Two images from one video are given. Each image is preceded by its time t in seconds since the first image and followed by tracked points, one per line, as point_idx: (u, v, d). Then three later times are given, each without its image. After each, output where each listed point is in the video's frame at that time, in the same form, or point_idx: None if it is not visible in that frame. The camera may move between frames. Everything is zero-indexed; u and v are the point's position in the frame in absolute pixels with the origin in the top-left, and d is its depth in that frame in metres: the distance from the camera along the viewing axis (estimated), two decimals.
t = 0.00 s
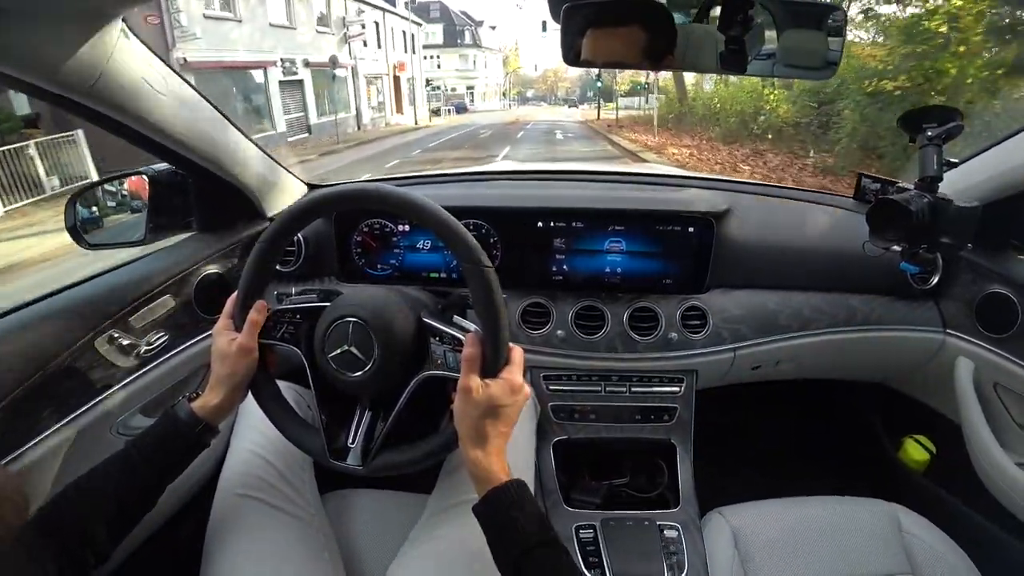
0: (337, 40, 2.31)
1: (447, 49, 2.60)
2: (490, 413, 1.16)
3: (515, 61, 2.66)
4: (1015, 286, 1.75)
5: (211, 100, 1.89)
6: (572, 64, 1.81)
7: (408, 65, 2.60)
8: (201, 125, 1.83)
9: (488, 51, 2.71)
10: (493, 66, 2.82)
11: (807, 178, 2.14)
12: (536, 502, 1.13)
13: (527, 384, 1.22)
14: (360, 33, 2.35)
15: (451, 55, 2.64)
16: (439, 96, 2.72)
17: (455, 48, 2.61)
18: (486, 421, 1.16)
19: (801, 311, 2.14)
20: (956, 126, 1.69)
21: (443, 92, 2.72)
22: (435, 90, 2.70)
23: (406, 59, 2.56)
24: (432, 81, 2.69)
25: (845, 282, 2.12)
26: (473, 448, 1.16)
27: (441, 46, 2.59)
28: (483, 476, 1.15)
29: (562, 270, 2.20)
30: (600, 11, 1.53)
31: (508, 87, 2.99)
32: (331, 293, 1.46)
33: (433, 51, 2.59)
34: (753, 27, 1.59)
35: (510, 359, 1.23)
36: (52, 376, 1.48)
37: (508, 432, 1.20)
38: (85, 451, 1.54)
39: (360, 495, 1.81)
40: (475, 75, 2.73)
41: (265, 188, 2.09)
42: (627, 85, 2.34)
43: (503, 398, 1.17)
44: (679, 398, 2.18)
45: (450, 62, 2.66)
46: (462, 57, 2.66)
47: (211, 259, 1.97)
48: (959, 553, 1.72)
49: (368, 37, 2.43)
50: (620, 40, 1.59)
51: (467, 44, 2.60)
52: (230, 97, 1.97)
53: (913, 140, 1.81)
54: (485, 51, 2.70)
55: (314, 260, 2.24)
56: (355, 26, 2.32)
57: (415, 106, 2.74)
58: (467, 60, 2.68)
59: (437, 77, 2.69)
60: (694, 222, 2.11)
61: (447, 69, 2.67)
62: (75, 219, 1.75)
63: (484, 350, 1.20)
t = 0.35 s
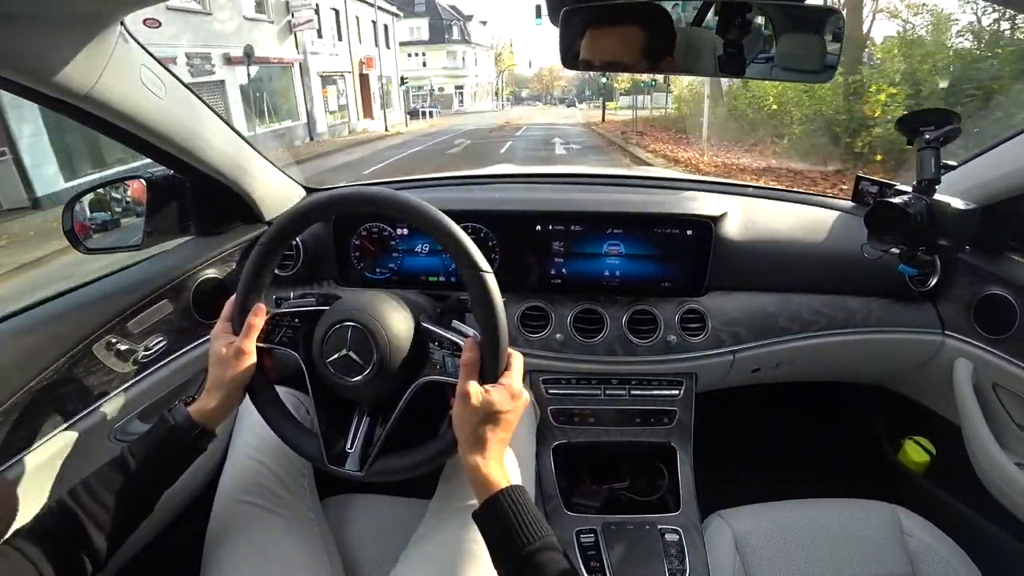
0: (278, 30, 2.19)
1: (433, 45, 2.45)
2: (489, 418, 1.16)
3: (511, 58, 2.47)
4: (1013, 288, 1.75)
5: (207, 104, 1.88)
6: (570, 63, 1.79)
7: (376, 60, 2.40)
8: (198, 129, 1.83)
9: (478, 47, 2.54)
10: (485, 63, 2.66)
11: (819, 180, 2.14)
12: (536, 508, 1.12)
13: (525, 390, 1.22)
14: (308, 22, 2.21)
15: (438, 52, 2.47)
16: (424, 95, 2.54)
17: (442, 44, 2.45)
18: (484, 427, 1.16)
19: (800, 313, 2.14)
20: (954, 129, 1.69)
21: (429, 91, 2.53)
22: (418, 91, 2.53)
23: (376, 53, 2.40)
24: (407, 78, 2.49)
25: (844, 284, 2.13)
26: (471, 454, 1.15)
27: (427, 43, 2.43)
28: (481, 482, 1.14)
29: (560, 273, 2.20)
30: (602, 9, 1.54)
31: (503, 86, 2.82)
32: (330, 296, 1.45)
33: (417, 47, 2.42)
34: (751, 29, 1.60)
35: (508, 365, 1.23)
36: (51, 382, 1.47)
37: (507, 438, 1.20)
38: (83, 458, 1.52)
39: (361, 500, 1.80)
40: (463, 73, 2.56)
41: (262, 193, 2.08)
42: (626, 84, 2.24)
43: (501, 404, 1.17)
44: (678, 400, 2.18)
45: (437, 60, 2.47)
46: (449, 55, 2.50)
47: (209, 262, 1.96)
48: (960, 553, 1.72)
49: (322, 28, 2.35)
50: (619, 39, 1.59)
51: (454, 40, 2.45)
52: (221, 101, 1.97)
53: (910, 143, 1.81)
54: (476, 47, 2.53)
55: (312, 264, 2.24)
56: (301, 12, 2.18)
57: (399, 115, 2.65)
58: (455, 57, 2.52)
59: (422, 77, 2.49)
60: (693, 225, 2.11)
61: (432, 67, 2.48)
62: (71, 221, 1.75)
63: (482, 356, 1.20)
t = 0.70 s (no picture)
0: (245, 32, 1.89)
1: (420, 42, 2.28)
2: (488, 418, 1.16)
3: (503, 61, 2.41)
4: (1013, 287, 1.75)
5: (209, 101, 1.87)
6: (570, 64, 1.78)
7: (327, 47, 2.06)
8: (199, 127, 1.83)
9: (471, 45, 2.35)
10: (478, 61, 2.44)
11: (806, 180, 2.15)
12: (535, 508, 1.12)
13: (525, 391, 1.21)
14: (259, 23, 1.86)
15: (424, 51, 2.30)
16: (407, 98, 2.40)
17: (429, 41, 2.26)
18: (483, 427, 1.16)
19: (800, 312, 2.14)
20: (955, 129, 1.69)
21: (416, 93, 2.41)
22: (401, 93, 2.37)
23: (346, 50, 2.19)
24: (376, 77, 2.24)
25: (844, 283, 2.12)
26: (470, 454, 1.15)
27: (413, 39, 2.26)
28: (480, 482, 1.14)
29: (561, 272, 2.20)
30: (602, 9, 1.55)
31: (496, 86, 2.58)
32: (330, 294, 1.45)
33: (401, 44, 2.25)
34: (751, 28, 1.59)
35: (508, 365, 1.23)
36: (50, 380, 1.48)
37: (506, 438, 1.20)
38: (81, 456, 1.52)
39: (360, 498, 1.80)
40: (455, 72, 2.39)
41: (263, 191, 2.08)
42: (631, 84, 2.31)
43: (500, 404, 1.16)
44: (678, 399, 2.18)
45: (425, 58, 2.31)
46: (438, 52, 2.32)
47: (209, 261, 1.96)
48: (959, 552, 1.72)
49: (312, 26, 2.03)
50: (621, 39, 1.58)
51: (444, 35, 2.25)
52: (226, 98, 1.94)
53: (911, 142, 1.81)
54: (466, 45, 2.35)
55: (312, 262, 2.24)
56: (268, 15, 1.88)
57: (369, 119, 2.33)
58: (443, 55, 2.34)
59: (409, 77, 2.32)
60: (693, 224, 2.10)
61: (419, 67, 2.32)
62: (72, 219, 1.79)
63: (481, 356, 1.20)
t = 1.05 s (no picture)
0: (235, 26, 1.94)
1: (403, 38, 2.26)
2: (489, 417, 1.16)
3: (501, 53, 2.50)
4: (1013, 287, 1.76)
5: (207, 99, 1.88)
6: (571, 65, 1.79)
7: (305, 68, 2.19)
8: (200, 126, 1.83)
9: (459, 41, 2.46)
10: (472, 60, 2.63)
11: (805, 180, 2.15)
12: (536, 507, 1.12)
13: (526, 390, 1.22)
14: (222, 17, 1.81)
15: (409, 47, 2.29)
16: (391, 97, 2.32)
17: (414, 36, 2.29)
18: (484, 426, 1.16)
19: (800, 312, 2.14)
20: (957, 128, 1.68)
21: (400, 93, 2.33)
22: (386, 94, 2.30)
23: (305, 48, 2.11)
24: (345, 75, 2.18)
25: (844, 283, 2.12)
26: (471, 452, 1.16)
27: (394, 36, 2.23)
28: (481, 481, 1.14)
29: (561, 272, 2.20)
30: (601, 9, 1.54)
31: (489, 87, 2.80)
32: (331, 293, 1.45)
33: (383, 41, 2.21)
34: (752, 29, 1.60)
35: (509, 365, 1.23)
36: (50, 380, 1.48)
37: (507, 437, 1.20)
38: (82, 455, 1.52)
39: (360, 498, 1.80)
40: (442, 71, 2.44)
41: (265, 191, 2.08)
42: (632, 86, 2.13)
43: (501, 403, 1.17)
44: (678, 399, 2.18)
45: (409, 56, 2.29)
46: (422, 48, 2.34)
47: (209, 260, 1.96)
48: (959, 552, 1.72)
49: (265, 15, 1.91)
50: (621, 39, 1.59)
51: (428, 30, 2.32)
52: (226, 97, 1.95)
53: (912, 142, 1.81)
54: (456, 39, 2.47)
55: (313, 261, 2.24)
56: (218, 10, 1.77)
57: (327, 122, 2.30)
58: (430, 54, 2.38)
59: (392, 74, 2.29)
60: (694, 223, 2.10)
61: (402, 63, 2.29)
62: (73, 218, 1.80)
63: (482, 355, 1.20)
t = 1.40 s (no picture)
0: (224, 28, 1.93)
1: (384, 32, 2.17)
2: (489, 418, 1.16)
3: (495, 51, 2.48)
4: (1014, 288, 1.76)
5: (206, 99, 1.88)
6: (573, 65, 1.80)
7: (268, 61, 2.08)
8: (201, 126, 1.83)
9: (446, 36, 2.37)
10: (461, 58, 2.55)
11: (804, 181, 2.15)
12: (536, 508, 1.12)
13: (526, 392, 1.22)
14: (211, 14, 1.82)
15: (392, 41, 2.21)
16: (372, 98, 2.29)
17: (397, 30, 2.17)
18: (484, 427, 1.16)
19: (800, 313, 2.14)
20: (957, 129, 1.71)
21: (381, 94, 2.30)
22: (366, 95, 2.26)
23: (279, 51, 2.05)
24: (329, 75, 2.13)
25: (845, 284, 2.12)
26: (471, 453, 1.16)
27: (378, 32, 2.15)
28: (481, 482, 1.14)
29: (562, 272, 2.20)
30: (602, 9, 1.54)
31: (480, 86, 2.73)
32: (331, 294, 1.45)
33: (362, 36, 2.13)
34: (752, 29, 1.61)
35: (509, 367, 1.23)
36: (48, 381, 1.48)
37: (507, 438, 1.20)
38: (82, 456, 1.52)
39: (360, 498, 1.80)
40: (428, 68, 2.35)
41: (265, 191, 2.07)
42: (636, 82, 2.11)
43: (501, 405, 1.17)
44: (678, 400, 2.19)
45: (391, 52, 2.22)
46: (405, 44, 2.24)
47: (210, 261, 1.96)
48: (960, 553, 1.72)
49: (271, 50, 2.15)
50: (624, 39, 1.58)
51: (413, 23, 2.20)
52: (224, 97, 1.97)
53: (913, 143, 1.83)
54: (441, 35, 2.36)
55: (313, 262, 2.24)
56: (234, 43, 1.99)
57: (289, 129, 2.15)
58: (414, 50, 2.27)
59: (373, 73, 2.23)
60: (695, 224, 2.10)
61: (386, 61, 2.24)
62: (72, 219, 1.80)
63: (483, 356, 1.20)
